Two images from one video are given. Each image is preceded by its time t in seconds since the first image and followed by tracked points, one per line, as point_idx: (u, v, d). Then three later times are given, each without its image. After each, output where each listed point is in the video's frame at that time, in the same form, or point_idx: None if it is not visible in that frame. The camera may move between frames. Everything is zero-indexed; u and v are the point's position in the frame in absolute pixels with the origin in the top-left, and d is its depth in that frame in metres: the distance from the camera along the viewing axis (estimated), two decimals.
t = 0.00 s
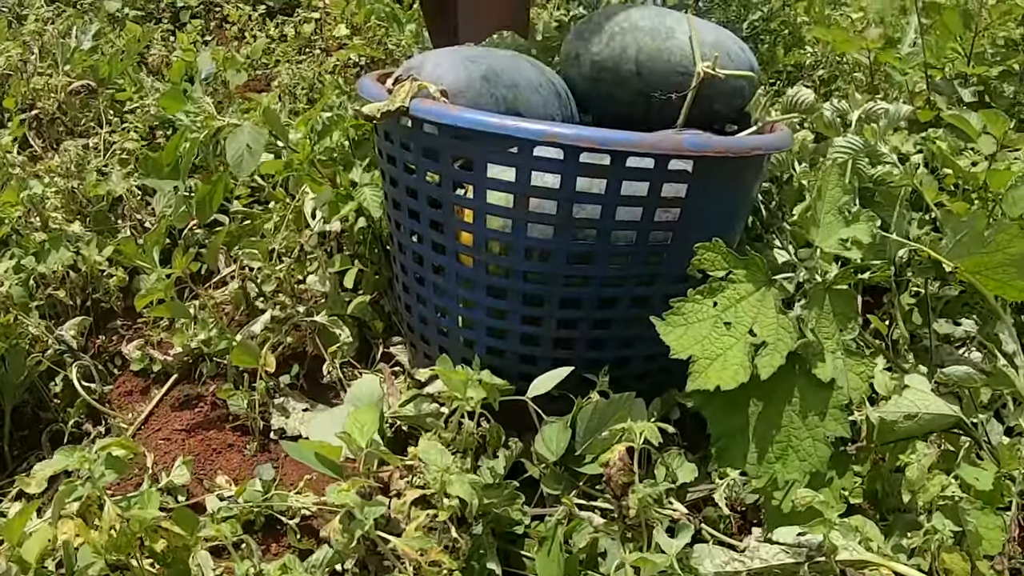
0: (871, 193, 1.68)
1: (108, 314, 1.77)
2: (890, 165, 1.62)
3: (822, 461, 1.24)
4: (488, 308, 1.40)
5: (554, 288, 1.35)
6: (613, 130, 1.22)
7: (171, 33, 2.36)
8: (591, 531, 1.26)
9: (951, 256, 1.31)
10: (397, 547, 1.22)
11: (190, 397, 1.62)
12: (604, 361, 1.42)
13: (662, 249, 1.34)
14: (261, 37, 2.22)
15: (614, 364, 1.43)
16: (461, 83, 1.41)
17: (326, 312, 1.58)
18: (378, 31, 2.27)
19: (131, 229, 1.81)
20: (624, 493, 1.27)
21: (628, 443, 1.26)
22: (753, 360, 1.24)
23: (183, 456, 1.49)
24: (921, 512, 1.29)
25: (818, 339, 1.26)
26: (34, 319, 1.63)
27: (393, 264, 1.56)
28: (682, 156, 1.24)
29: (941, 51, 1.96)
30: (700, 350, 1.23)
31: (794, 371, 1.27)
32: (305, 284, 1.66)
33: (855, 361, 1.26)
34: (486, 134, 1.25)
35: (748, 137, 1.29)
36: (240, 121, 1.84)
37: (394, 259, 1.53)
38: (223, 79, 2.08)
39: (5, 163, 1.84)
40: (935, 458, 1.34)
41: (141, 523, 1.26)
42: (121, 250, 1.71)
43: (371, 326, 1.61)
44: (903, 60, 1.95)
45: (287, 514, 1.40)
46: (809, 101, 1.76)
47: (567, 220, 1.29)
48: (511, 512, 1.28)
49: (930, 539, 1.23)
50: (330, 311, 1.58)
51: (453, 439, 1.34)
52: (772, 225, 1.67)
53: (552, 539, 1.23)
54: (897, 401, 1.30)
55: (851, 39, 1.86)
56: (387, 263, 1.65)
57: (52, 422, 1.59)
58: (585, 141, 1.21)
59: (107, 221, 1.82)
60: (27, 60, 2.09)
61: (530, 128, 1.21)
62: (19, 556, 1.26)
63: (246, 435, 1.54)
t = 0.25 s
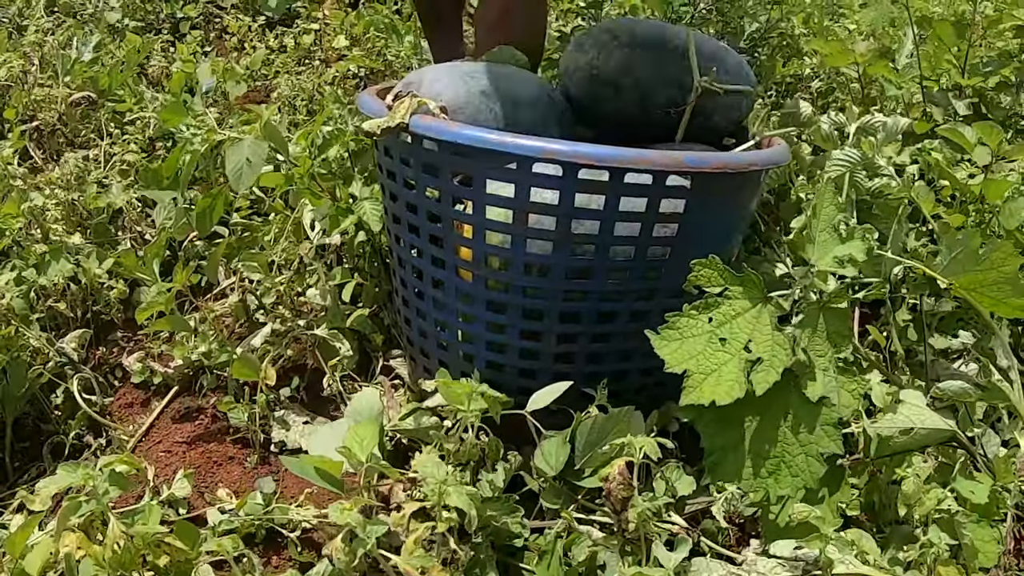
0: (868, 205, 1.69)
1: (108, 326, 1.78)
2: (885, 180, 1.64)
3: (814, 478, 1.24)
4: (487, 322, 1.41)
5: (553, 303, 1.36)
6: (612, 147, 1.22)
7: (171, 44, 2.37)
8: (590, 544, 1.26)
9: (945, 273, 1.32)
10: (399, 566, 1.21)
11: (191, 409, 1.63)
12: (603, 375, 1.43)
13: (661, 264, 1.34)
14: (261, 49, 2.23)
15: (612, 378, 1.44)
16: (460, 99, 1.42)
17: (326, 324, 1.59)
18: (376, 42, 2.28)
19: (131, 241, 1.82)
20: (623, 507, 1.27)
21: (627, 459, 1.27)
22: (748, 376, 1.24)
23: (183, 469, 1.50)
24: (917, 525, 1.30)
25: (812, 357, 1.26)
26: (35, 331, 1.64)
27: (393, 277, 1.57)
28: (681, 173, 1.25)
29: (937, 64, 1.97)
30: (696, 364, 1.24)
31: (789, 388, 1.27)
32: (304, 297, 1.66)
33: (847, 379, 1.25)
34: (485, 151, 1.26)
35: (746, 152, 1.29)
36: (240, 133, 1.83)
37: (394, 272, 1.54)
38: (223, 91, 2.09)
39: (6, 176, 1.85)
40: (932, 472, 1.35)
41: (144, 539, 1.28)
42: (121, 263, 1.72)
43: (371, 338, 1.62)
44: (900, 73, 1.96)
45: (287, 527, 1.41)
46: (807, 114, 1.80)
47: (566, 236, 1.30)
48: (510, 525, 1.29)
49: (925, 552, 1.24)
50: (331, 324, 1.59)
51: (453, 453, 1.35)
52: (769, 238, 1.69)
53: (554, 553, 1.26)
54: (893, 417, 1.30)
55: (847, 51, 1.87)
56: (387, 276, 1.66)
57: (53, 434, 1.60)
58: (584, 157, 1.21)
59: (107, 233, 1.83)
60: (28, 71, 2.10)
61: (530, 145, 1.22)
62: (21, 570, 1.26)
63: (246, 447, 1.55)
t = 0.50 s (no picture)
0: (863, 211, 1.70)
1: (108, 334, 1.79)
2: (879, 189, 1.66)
3: (801, 484, 1.26)
4: (481, 343, 1.42)
5: (545, 324, 1.37)
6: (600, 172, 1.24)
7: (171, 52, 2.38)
8: (586, 552, 1.28)
9: (939, 281, 1.33)
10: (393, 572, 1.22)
11: (190, 418, 1.64)
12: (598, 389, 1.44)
13: (653, 284, 1.36)
14: (260, 57, 2.24)
15: (608, 391, 1.45)
16: (454, 117, 1.46)
17: (325, 333, 1.61)
18: (375, 51, 2.29)
19: (131, 250, 1.83)
20: (620, 515, 1.28)
21: (622, 468, 1.28)
22: (741, 382, 1.25)
23: (183, 477, 1.51)
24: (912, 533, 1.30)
25: (803, 364, 1.27)
26: (35, 340, 1.65)
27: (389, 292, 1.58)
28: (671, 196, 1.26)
29: (933, 71, 1.98)
30: (690, 369, 1.25)
31: (780, 395, 1.29)
32: (303, 307, 1.68)
33: (837, 387, 1.27)
34: (476, 178, 1.27)
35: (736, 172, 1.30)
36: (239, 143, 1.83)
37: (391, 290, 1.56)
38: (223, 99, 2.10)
39: (7, 185, 1.86)
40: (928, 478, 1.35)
41: (143, 548, 1.29)
42: (121, 271, 1.73)
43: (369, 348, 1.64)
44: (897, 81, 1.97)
45: (287, 535, 1.41)
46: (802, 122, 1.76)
47: (557, 260, 1.32)
48: (507, 534, 1.30)
49: (919, 559, 1.24)
50: (329, 334, 1.62)
51: (450, 463, 1.36)
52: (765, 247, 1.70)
53: (551, 563, 1.27)
54: (886, 423, 1.31)
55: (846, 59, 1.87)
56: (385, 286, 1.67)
57: (53, 443, 1.61)
58: (573, 184, 1.23)
59: (107, 241, 1.83)
60: (28, 79, 2.10)
61: (519, 171, 1.24)
62: None
63: (245, 455, 1.56)
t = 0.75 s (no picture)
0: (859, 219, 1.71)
1: (108, 343, 1.80)
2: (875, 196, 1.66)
3: (807, 492, 1.25)
4: (479, 350, 1.43)
5: (543, 332, 1.38)
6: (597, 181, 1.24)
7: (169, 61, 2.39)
8: (582, 560, 1.28)
9: (936, 289, 1.32)
10: None
11: (189, 426, 1.65)
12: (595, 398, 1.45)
13: (650, 293, 1.36)
14: (258, 65, 2.25)
15: (605, 399, 1.45)
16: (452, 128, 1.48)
17: (321, 343, 1.62)
18: (374, 58, 2.29)
19: (130, 259, 1.84)
20: (615, 525, 1.29)
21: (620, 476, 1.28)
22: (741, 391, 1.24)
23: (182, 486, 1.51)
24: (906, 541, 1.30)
25: (804, 371, 1.27)
26: (34, 349, 1.66)
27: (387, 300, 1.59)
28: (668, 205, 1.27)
29: (929, 78, 1.99)
30: (690, 380, 1.24)
31: (782, 403, 1.28)
32: (299, 315, 1.70)
33: (842, 393, 1.26)
34: (474, 185, 1.28)
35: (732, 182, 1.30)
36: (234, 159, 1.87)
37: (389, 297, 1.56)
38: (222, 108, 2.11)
39: (5, 194, 1.86)
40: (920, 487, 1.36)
41: (143, 556, 1.29)
42: (119, 280, 1.74)
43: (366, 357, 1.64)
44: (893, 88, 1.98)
45: (285, 543, 1.42)
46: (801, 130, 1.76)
47: (554, 268, 1.32)
48: (503, 544, 1.31)
49: (913, 567, 1.25)
50: (327, 342, 1.62)
51: (447, 473, 1.37)
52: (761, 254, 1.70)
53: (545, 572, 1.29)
54: (886, 430, 1.30)
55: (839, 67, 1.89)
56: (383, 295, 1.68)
57: (52, 451, 1.61)
58: (570, 192, 1.24)
59: (106, 250, 1.84)
60: (27, 88, 2.11)
61: (518, 179, 1.24)
62: None
63: (243, 464, 1.56)
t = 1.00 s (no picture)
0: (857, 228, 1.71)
1: (107, 352, 1.80)
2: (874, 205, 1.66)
3: (803, 506, 1.24)
4: (477, 358, 1.43)
5: (541, 340, 1.38)
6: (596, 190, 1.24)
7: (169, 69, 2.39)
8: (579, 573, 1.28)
9: (930, 303, 1.33)
10: None
11: (188, 437, 1.65)
12: (593, 408, 1.45)
13: (647, 301, 1.36)
14: (257, 74, 2.25)
15: (603, 409, 1.46)
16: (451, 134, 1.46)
17: (321, 353, 1.62)
18: (372, 66, 2.30)
19: (129, 269, 1.84)
20: (609, 540, 1.29)
21: (614, 491, 1.29)
22: (735, 408, 1.25)
23: (181, 497, 1.52)
24: (903, 552, 1.31)
25: (796, 388, 1.28)
26: (33, 360, 1.66)
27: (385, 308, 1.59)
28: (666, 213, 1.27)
29: (927, 86, 1.99)
30: (684, 398, 1.26)
31: (775, 420, 1.28)
32: (299, 325, 1.69)
33: (834, 409, 1.27)
34: (472, 194, 1.28)
35: (730, 190, 1.30)
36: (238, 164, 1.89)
37: (387, 305, 1.56)
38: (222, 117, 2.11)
39: (5, 204, 1.86)
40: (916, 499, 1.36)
41: (145, 569, 1.31)
42: (119, 290, 1.74)
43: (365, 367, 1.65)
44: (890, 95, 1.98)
45: (283, 555, 1.42)
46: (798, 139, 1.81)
47: (552, 276, 1.32)
48: (500, 555, 1.30)
49: None
50: (326, 352, 1.62)
51: (445, 486, 1.37)
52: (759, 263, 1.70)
53: None
54: (879, 443, 1.30)
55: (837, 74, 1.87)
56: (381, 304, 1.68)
57: (52, 462, 1.62)
58: (568, 201, 1.24)
59: (105, 260, 1.84)
60: (26, 97, 2.11)
61: (516, 188, 1.25)
62: None
63: (242, 475, 1.57)
